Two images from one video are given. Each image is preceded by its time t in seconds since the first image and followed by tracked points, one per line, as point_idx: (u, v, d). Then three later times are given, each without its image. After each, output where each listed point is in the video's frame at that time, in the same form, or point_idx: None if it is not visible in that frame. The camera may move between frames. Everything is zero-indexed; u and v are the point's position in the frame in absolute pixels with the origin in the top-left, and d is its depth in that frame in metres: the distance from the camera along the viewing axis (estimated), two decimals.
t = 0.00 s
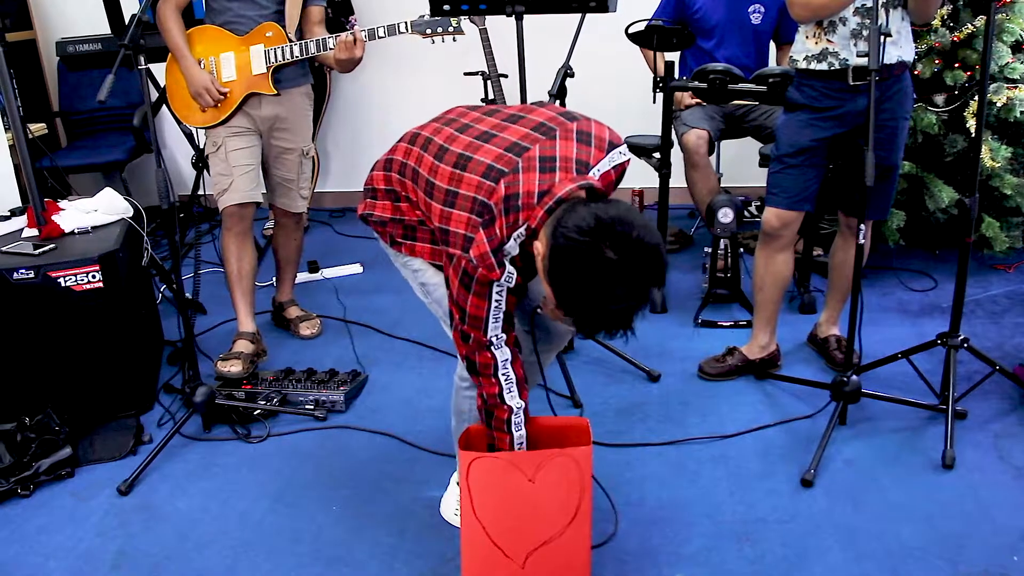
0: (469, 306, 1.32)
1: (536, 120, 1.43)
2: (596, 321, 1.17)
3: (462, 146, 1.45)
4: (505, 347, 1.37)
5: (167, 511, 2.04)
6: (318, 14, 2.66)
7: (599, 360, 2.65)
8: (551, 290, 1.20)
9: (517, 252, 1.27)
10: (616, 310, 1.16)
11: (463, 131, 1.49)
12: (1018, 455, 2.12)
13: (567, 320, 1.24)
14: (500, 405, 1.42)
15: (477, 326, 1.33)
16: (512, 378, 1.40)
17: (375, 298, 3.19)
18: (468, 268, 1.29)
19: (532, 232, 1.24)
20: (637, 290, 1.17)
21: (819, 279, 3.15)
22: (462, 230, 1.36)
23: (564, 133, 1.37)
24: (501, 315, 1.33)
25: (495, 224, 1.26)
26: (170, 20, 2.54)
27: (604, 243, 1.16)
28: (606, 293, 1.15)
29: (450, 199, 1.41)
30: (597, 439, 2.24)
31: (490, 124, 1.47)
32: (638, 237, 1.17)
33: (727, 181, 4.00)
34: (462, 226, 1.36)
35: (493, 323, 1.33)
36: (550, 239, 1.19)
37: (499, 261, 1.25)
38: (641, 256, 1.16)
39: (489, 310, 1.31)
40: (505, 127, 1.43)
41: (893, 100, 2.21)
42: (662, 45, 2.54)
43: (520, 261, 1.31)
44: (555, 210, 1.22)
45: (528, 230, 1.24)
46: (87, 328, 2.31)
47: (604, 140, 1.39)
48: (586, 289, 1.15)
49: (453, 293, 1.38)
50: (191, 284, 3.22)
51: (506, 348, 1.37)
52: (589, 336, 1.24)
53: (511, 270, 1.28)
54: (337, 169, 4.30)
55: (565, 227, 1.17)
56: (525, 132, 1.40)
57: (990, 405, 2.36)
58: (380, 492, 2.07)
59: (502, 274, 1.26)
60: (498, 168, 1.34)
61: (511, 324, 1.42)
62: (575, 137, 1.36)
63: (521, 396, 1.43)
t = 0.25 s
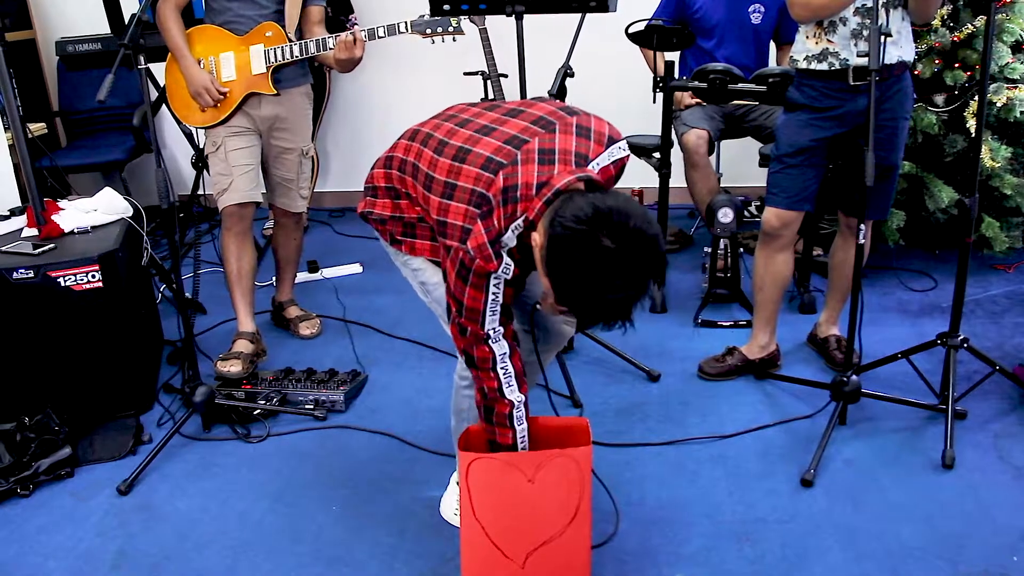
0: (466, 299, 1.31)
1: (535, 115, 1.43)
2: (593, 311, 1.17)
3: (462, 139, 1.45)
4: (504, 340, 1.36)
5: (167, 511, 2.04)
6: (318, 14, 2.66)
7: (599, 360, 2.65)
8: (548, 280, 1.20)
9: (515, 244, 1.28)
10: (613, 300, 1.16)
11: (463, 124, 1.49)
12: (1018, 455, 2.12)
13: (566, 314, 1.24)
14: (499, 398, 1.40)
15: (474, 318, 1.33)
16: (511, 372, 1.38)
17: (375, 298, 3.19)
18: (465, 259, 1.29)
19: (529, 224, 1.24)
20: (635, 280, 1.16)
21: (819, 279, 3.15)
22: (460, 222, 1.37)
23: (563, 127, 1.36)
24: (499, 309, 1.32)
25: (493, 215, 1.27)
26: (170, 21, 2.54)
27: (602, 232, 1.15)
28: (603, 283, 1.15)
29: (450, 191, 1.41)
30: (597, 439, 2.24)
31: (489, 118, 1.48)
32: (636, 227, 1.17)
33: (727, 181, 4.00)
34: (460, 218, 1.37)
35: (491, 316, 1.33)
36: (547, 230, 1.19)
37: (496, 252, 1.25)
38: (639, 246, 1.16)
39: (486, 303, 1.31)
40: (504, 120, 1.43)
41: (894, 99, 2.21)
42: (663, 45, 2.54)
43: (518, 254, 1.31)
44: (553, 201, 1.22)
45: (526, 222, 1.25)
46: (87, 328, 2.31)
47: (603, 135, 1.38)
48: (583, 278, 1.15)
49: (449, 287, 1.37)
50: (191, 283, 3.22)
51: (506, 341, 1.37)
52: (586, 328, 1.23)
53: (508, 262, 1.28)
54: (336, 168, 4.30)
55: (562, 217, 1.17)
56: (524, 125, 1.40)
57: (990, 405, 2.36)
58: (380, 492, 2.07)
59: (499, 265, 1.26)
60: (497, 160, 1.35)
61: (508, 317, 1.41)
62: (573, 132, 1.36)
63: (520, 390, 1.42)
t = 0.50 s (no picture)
0: (467, 306, 1.31)
1: (528, 119, 1.43)
2: (589, 316, 1.17)
3: (456, 146, 1.44)
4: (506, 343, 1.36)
5: (165, 511, 2.03)
6: (316, 13, 2.65)
7: (597, 359, 2.65)
8: (544, 286, 1.20)
9: (513, 250, 1.28)
10: (609, 305, 1.16)
11: (457, 130, 1.49)
12: (1016, 454, 2.12)
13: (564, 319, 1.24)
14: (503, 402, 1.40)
15: (477, 323, 1.32)
16: (514, 374, 1.38)
17: (373, 298, 3.19)
18: (465, 267, 1.29)
19: (526, 230, 1.25)
20: (630, 285, 1.16)
21: (817, 278, 3.15)
22: (458, 230, 1.36)
23: (557, 130, 1.37)
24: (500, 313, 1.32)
25: (490, 222, 1.26)
26: (167, 20, 2.54)
27: (596, 239, 1.15)
28: (598, 289, 1.15)
29: (445, 200, 1.41)
30: (594, 438, 2.24)
31: (484, 122, 1.48)
32: (630, 232, 1.16)
33: (724, 180, 4.00)
34: (457, 226, 1.36)
35: (492, 321, 1.33)
36: (543, 237, 1.19)
37: (495, 258, 1.26)
38: (634, 251, 1.16)
39: (488, 308, 1.31)
40: (498, 125, 1.43)
41: (891, 99, 2.21)
42: (660, 45, 2.55)
43: (517, 259, 1.31)
44: (548, 207, 1.22)
45: (522, 228, 1.25)
46: (84, 328, 2.31)
47: (597, 137, 1.39)
48: (578, 285, 1.15)
49: (450, 293, 1.37)
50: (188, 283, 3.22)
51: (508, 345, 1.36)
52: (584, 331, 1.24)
53: (508, 268, 1.28)
54: (334, 168, 4.29)
55: (557, 224, 1.17)
56: (518, 130, 1.40)
57: (987, 405, 2.36)
58: (378, 492, 2.07)
59: (499, 271, 1.27)
60: (491, 166, 1.35)
61: (509, 321, 1.40)
62: (567, 135, 1.36)
63: (523, 391, 1.41)
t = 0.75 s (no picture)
0: (451, 275, 1.31)
1: (531, 96, 1.43)
2: (587, 292, 1.17)
3: (456, 120, 1.44)
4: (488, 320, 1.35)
5: (165, 510, 2.03)
6: (316, 12, 2.65)
7: (597, 359, 2.64)
8: (541, 262, 1.20)
9: (505, 222, 1.28)
10: (607, 280, 1.16)
11: (458, 106, 1.49)
12: (1016, 454, 2.12)
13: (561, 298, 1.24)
14: (478, 380, 1.38)
15: (459, 295, 1.32)
16: (494, 352, 1.37)
17: (373, 297, 3.19)
18: (454, 236, 1.29)
19: (523, 202, 1.26)
20: (628, 260, 1.16)
21: (817, 278, 3.15)
22: (450, 198, 1.36)
23: (558, 108, 1.37)
24: (484, 288, 1.31)
25: (484, 192, 1.28)
26: (168, 19, 2.54)
27: (594, 213, 1.15)
28: (596, 264, 1.15)
29: (440, 168, 1.41)
30: (595, 438, 2.24)
31: (484, 100, 1.47)
32: (628, 206, 1.17)
33: (725, 180, 3.99)
34: (450, 194, 1.36)
35: (476, 295, 1.32)
36: (541, 210, 1.19)
37: (485, 229, 1.26)
38: (631, 225, 1.16)
39: (472, 281, 1.30)
40: (500, 101, 1.43)
41: (892, 98, 2.21)
42: (660, 44, 2.55)
43: (508, 235, 1.31)
44: (547, 179, 1.23)
45: (518, 200, 1.26)
46: (84, 327, 2.31)
47: (598, 119, 1.39)
48: (576, 259, 1.15)
49: (437, 264, 1.37)
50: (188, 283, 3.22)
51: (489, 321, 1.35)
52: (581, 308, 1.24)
53: (498, 241, 1.28)
54: (334, 167, 4.29)
55: (555, 197, 1.18)
56: (520, 106, 1.39)
57: (987, 404, 2.36)
58: (378, 491, 2.07)
59: (488, 243, 1.27)
60: (490, 138, 1.35)
61: (496, 299, 1.40)
62: (569, 113, 1.36)
63: (502, 370, 1.39)
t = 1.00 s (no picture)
0: (451, 274, 1.31)
1: (528, 92, 1.42)
2: (585, 286, 1.17)
3: (454, 116, 1.44)
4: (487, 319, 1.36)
5: (164, 509, 2.03)
6: (314, 11, 2.65)
7: (596, 358, 2.64)
8: (539, 258, 1.20)
9: (504, 220, 1.28)
10: (606, 274, 1.15)
11: (456, 102, 1.49)
12: (1015, 453, 2.12)
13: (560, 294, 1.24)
14: (474, 381, 1.39)
15: (458, 294, 1.32)
16: (492, 352, 1.38)
17: (372, 296, 3.18)
18: (454, 234, 1.29)
19: (520, 199, 1.24)
20: (626, 254, 1.16)
21: (816, 277, 3.15)
22: (448, 196, 1.37)
23: (556, 104, 1.36)
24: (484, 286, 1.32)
25: (483, 189, 1.27)
26: (166, 18, 2.53)
27: (591, 207, 1.15)
28: (594, 259, 1.15)
29: (439, 165, 1.41)
30: (594, 437, 2.24)
31: (483, 95, 1.47)
32: (625, 200, 1.16)
33: (724, 179, 3.99)
34: (449, 192, 1.36)
35: (475, 294, 1.32)
36: (538, 205, 1.19)
37: (485, 227, 1.26)
38: (629, 219, 1.15)
39: (472, 279, 1.31)
40: (498, 98, 1.42)
41: (892, 97, 2.21)
42: (660, 43, 2.55)
43: (508, 234, 1.31)
44: (544, 176, 1.22)
45: (515, 197, 1.25)
46: (83, 326, 2.31)
47: (597, 114, 1.39)
48: (573, 254, 1.15)
49: (437, 262, 1.37)
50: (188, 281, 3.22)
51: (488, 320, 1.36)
52: (581, 303, 1.23)
53: (497, 240, 1.28)
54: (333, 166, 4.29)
55: (552, 192, 1.17)
56: (517, 102, 1.39)
57: (987, 403, 2.36)
58: (377, 490, 2.07)
59: (487, 242, 1.27)
60: (488, 135, 1.34)
61: (495, 298, 1.40)
62: (566, 109, 1.36)
63: (498, 370, 1.40)
